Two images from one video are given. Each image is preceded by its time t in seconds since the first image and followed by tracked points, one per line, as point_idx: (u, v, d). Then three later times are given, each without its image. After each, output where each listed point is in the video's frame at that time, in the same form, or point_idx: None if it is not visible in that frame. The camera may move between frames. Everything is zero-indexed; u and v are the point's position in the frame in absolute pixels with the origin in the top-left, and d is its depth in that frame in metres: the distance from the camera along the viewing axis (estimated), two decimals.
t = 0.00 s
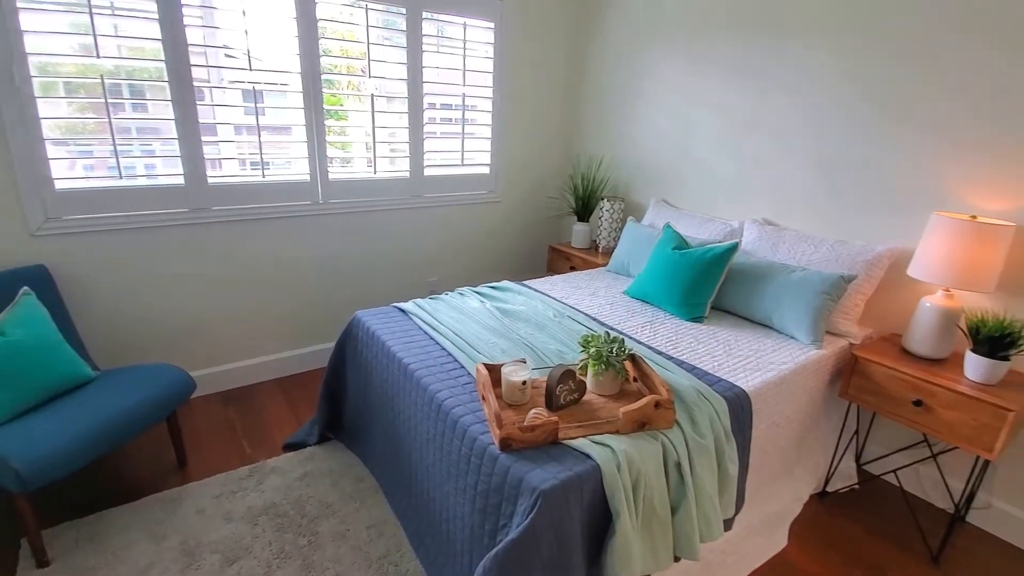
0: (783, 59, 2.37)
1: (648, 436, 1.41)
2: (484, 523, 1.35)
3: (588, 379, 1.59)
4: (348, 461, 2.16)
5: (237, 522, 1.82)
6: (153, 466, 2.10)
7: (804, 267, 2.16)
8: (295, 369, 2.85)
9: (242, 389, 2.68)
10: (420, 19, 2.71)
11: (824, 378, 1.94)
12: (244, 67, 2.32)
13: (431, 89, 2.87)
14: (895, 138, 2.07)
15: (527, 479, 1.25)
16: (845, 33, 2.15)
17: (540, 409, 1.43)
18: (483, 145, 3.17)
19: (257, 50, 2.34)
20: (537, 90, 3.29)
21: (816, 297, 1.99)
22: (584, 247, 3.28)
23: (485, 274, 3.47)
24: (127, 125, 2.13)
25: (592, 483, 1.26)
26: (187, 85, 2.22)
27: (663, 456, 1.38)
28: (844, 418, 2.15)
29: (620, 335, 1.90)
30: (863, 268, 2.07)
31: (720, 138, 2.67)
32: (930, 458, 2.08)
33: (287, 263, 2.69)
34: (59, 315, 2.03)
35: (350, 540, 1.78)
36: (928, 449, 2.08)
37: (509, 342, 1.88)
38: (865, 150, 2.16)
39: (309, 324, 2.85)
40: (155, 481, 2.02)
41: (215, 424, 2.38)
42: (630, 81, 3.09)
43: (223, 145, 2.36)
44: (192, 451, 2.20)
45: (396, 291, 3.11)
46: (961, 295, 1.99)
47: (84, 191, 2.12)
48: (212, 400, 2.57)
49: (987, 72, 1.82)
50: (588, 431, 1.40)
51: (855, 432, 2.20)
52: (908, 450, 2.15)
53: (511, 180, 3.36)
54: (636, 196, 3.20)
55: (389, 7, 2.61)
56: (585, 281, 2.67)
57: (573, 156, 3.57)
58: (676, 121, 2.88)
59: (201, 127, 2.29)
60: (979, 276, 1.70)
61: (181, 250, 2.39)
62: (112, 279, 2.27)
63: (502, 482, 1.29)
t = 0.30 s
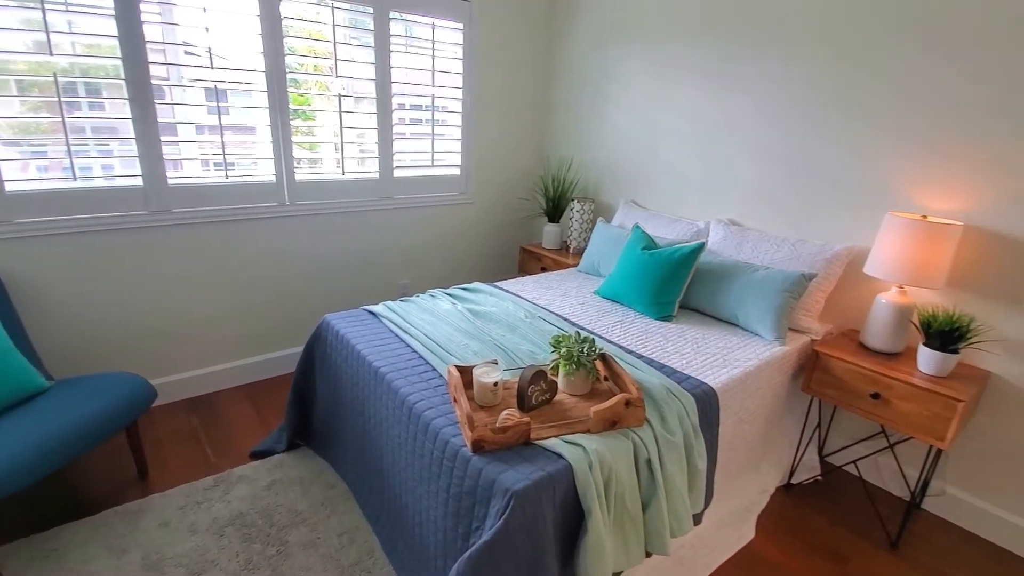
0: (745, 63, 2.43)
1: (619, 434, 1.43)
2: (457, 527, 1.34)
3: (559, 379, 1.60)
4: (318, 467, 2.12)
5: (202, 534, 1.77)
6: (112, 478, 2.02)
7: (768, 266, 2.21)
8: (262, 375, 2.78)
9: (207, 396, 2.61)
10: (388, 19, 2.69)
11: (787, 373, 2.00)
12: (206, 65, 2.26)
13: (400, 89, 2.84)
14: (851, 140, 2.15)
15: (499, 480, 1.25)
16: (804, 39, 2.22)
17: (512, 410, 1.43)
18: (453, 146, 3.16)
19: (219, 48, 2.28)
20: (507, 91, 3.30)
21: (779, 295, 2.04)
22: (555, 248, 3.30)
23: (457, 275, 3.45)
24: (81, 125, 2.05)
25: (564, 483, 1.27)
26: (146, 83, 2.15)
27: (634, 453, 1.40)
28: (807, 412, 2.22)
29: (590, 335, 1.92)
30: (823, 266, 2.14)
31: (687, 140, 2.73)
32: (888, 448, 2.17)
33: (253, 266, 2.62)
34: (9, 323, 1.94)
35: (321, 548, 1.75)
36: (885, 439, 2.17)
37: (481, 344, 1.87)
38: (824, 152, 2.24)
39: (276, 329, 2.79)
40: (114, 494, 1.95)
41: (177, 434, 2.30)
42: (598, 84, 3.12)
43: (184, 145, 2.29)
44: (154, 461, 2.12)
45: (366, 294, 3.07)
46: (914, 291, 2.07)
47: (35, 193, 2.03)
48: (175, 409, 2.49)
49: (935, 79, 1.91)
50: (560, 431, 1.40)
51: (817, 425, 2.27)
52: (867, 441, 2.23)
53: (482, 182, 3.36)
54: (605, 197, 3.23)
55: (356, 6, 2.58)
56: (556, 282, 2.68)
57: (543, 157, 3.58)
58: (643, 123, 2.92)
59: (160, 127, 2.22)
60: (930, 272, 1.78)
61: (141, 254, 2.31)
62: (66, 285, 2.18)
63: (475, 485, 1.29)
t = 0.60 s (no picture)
0: (709, 64, 2.48)
1: (593, 432, 1.44)
2: (433, 531, 1.33)
3: (533, 379, 1.60)
4: (290, 475, 2.08)
5: (168, 549, 1.72)
6: (72, 494, 1.94)
7: (734, 263, 2.26)
8: (230, 382, 2.71)
9: (171, 406, 2.52)
10: (354, 18, 2.65)
11: (755, 367, 2.05)
12: (165, 65, 2.19)
13: (368, 90, 2.81)
14: (811, 140, 2.22)
15: (474, 482, 1.24)
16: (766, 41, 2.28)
17: (487, 411, 1.43)
18: (423, 147, 3.14)
19: (179, 47, 2.21)
20: (476, 91, 3.29)
21: (746, 292, 2.09)
22: (527, 248, 3.31)
23: (430, 277, 3.43)
24: (33, 127, 1.96)
25: (539, 483, 1.27)
26: (101, 83, 2.07)
27: (608, 451, 1.42)
28: (774, 405, 2.28)
29: (563, 334, 1.93)
30: (787, 262, 2.20)
31: (654, 140, 2.77)
32: (851, 437, 2.24)
33: (219, 271, 2.56)
34: None
35: (293, 558, 1.71)
36: (848, 429, 2.24)
37: (454, 345, 1.86)
38: (786, 151, 2.30)
39: (244, 335, 2.72)
40: (74, 511, 1.87)
41: (140, 446, 2.22)
42: (567, 84, 3.14)
43: (143, 147, 2.22)
44: (116, 475, 2.05)
45: (336, 297, 3.03)
46: (873, 285, 2.15)
47: None
48: (138, 420, 2.41)
49: (889, 81, 1.99)
50: (534, 430, 1.41)
51: (784, 417, 2.33)
52: (831, 431, 2.30)
53: (452, 182, 3.34)
54: (576, 197, 3.26)
55: (321, 5, 2.54)
56: (529, 282, 2.69)
57: (514, 157, 3.59)
58: (612, 123, 2.95)
59: (117, 128, 2.14)
60: (887, 266, 1.84)
61: (99, 260, 2.23)
62: (18, 294, 2.08)
63: (450, 487, 1.28)
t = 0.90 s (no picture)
0: (677, 61, 2.51)
1: (570, 428, 1.44)
2: (411, 533, 1.32)
3: (509, 377, 1.60)
4: (263, 483, 2.04)
5: (136, 563, 1.66)
6: (32, 511, 1.87)
7: (704, 257, 2.30)
8: (199, 389, 2.64)
9: (138, 416, 2.44)
10: (320, 14, 2.60)
11: (727, 359, 2.09)
12: (123, 63, 2.11)
13: (335, 87, 2.76)
14: (776, 135, 2.27)
15: (452, 483, 1.23)
16: (731, 38, 2.32)
17: (463, 410, 1.42)
18: (394, 145, 3.10)
19: (137, 45, 2.13)
20: (446, 88, 3.27)
21: (716, 285, 2.13)
22: (501, 246, 3.31)
23: (403, 276, 3.40)
24: None
25: (516, 480, 1.27)
26: (54, 82, 1.98)
27: (584, 446, 1.43)
28: (746, 395, 2.33)
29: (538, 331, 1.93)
30: (755, 255, 2.25)
31: (625, 136, 2.79)
32: (820, 424, 2.31)
33: (185, 275, 2.49)
34: None
35: (268, 567, 1.68)
36: (817, 416, 2.30)
37: (429, 345, 1.85)
38: (752, 146, 2.35)
39: (212, 339, 2.65)
40: (35, 528, 1.80)
41: (105, 457, 2.15)
42: (537, 81, 3.15)
43: (101, 148, 2.13)
44: (80, 489, 1.97)
45: (308, 299, 2.97)
46: (837, 276, 2.21)
47: None
48: (102, 430, 2.33)
49: (849, 77, 2.04)
50: (511, 428, 1.41)
51: (755, 407, 2.39)
52: (800, 419, 2.36)
53: (424, 181, 3.32)
54: (549, 194, 3.27)
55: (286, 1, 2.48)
56: (503, 280, 2.69)
57: (485, 155, 3.58)
58: (583, 120, 2.97)
59: (72, 129, 2.06)
60: (850, 257, 1.90)
61: (55, 266, 2.14)
62: None
63: (427, 488, 1.27)
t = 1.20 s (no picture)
0: (646, 60, 2.54)
1: (545, 426, 1.45)
2: (387, 537, 1.31)
3: (484, 376, 1.60)
4: (234, 491, 1.99)
5: None
6: None
7: (675, 253, 2.33)
8: (166, 397, 2.57)
9: (101, 426, 2.36)
10: (286, 11, 2.55)
11: (698, 353, 2.12)
12: (78, 60, 2.03)
13: (302, 86, 2.70)
14: (742, 133, 2.31)
15: (427, 484, 1.22)
16: (697, 37, 2.35)
17: (438, 411, 1.41)
18: (364, 144, 3.06)
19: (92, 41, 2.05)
20: (417, 87, 3.23)
21: (687, 281, 2.16)
22: (475, 245, 3.30)
23: (376, 277, 3.36)
24: None
25: (493, 480, 1.27)
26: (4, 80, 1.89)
27: (561, 443, 1.43)
28: (717, 388, 2.37)
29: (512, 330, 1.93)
30: (724, 251, 2.29)
31: (596, 134, 2.81)
32: (788, 415, 2.37)
33: (149, 279, 2.41)
34: None
35: None
36: (785, 407, 2.36)
37: (403, 346, 1.83)
38: (720, 144, 2.39)
39: (179, 345, 2.58)
40: None
41: (67, 470, 2.07)
42: (508, 79, 3.14)
43: (55, 149, 2.05)
44: (40, 504, 1.90)
45: (278, 302, 2.91)
46: (803, 270, 2.27)
47: None
48: (63, 442, 2.24)
49: (811, 75, 2.10)
50: (487, 428, 1.40)
51: (727, 399, 2.44)
52: (770, 410, 2.42)
53: (396, 181, 3.28)
54: (521, 192, 3.27)
55: None
56: (477, 279, 2.68)
57: (457, 154, 3.56)
58: (554, 118, 2.98)
59: (24, 129, 1.97)
60: (815, 251, 1.95)
61: (8, 272, 2.04)
62: None
63: (403, 491, 1.26)
